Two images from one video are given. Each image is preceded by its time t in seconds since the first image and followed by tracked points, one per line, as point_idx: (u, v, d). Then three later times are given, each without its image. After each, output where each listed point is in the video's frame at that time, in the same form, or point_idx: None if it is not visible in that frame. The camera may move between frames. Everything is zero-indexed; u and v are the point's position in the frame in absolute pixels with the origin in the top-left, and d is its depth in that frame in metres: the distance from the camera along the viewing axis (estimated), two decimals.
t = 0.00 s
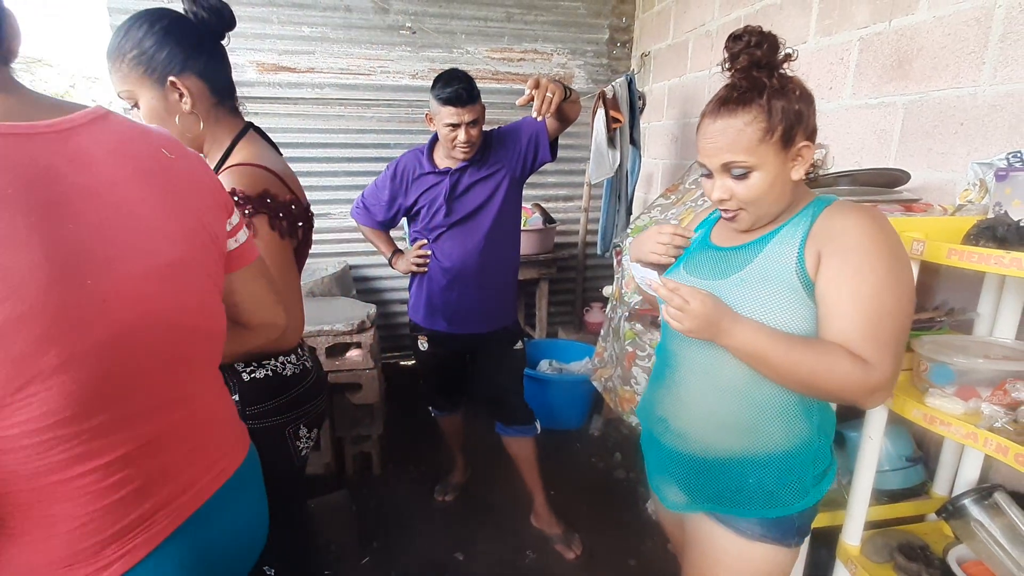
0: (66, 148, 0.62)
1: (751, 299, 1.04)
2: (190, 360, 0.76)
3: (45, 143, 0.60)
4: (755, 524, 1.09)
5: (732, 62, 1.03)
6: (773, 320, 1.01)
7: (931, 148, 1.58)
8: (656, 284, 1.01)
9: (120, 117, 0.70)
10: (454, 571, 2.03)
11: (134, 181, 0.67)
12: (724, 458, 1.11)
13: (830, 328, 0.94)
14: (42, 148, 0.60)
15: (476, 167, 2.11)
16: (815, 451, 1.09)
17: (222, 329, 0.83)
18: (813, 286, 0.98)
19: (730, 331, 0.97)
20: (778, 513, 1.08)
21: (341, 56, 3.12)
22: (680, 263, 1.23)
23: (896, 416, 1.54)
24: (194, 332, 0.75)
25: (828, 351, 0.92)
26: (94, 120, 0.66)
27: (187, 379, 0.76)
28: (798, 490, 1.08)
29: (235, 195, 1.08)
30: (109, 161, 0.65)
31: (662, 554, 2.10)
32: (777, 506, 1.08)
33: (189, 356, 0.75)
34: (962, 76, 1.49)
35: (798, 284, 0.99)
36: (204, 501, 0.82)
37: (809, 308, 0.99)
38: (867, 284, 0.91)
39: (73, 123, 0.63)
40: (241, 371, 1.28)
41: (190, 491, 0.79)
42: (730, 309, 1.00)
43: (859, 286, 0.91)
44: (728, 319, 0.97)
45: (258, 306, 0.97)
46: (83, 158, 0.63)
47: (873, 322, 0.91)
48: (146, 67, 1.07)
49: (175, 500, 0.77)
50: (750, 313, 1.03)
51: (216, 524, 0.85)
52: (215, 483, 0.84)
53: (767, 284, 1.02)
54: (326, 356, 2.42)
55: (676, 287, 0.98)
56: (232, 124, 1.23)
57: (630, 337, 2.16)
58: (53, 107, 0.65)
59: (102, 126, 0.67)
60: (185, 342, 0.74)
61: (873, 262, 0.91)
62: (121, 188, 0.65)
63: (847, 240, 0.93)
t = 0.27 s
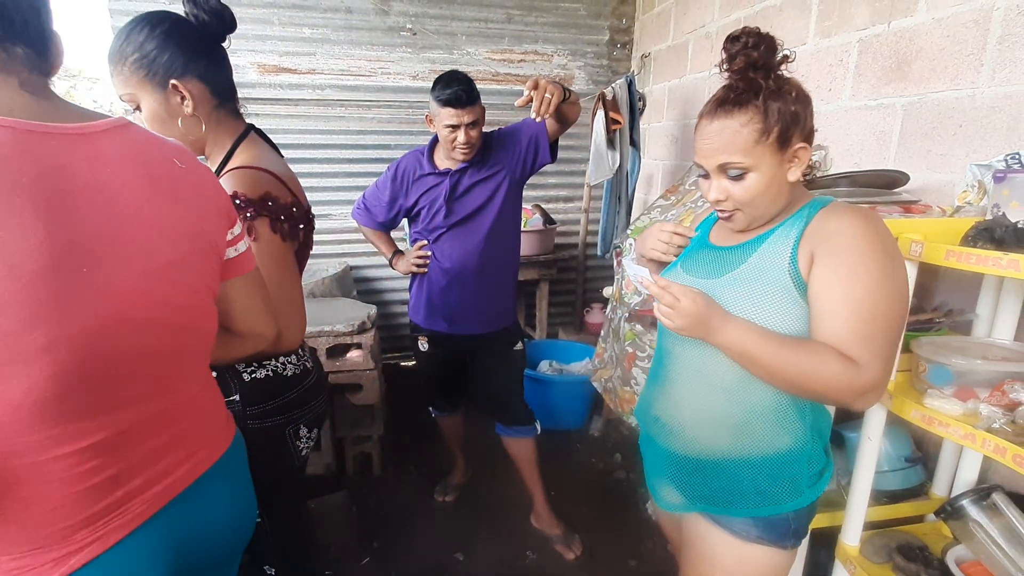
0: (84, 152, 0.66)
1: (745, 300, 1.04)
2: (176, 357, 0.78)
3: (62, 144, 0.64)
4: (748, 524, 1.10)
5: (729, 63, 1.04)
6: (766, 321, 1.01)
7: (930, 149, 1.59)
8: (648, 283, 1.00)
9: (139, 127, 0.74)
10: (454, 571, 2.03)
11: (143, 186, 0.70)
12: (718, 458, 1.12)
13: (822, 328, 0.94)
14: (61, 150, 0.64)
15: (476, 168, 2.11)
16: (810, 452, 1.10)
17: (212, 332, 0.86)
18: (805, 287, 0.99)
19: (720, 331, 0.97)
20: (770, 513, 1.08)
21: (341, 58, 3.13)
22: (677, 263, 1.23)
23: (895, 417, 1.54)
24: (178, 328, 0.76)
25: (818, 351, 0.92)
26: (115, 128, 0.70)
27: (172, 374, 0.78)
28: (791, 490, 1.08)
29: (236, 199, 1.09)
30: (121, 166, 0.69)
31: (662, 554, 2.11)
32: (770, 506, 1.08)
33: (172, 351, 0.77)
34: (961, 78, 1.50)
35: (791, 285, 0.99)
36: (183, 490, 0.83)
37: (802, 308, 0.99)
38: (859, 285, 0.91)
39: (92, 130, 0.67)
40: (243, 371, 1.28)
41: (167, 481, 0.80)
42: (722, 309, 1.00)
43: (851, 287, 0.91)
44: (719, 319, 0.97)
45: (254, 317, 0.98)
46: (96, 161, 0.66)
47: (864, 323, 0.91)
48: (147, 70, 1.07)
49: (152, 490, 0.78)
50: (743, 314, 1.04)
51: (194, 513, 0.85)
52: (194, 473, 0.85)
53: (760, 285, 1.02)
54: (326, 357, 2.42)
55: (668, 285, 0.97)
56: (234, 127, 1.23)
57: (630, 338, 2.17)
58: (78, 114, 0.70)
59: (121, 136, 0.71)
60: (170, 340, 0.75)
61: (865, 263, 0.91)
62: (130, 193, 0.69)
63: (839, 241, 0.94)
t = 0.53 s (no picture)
0: (85, 155, 0.66)
1: (743, 299, 1.04)
2: (166, 358, 0.78)
3: (65, 147, 0.65)
4: (745, 525, 1.10)
5: (730, 60, 1.04)
6: (763, 321, 1.01)
7: (930, 150, 1.59)
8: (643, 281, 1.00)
9: (149, 134, 0.75)
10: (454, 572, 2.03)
11: (144, 191, 0.71)
12: (716, 460, 1.12)
13: (820, 329, 0.94)
14: (63, 152, 0.65)
15: (477, 169, 2.11)
16: (810, 454, 1.09)
17: (208, 336, 0.86)
18: (805, 288, 0.98)
19: (716, 330, 0.97)
20: (768, 515, 1.08)
21: (342, 58, 3.13)
22: (679, 263, 1.24)
23: (896, 417, 1.54)
24: (166, 331, 0.76)
25: (813, 352, 0.92)
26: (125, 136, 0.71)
27: (160, 375, 0.78)
28: (789, 492, 1.08)
29: (241, 202, 1.08)
30: (124, 170, 0.69)
31: (662, 554, 2.11)
32: (767, 507, 1.08)
33: (159, 352, 0.76)
34: (962, 79, 1.50)
35: (790, 286, 0.99)
36: (163, 492, 0.82)
37: (802, 309, 0.99)
38: (857, 286, 0.91)
39: (98, 135, 0.68)
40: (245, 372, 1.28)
41: (149, 482, 0.79)
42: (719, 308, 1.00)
43: (849, 288, 0.91)
44: (716, 319, 0.97)
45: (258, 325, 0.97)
46: (98, 165, 0.67)
47: (862, 324, 0.91)
48: (150, 72, 1.07)
49: (131, 490, 0.77)
50: (741, 313, 1.04)
51: (176, 513, 0.85)
52: (177, 474, 0.84)
53: (759, 285, 1.02)
54: (327, 358, 2.41)
55: (664, 285, 0.97)
56: (236, 128, 1.24)
57: (630, 339, 2.17)
58: (89, 117, 0.71)
59: (128, 143, 0.71)
60: (159, 342, 0.75)
61: (865, 264, 0.91)
62: (130, 197, 0.69)
63: (839, 242, 0.93)
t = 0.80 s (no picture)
0: (63, 160, 0.66)
1: (745, 301, 1.04)
2: (145, 364, 0.77)
3: (43, 152, 0.65)
4: (744, 528, 1.09)
5: (748, 55, 1.04)
6: (764, 323, 1.01)
7: (933, 151, 1.59)
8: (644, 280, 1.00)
9: (139, 137, 0.74)
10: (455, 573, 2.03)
11: (125, 197, 0.70)
12: (715, 462, 1.12)
13: (820, 332, 0.94)
14: (40, 157, 0.65)
15: (479, 170, 2.12)
16: (810, 457, 1.09)
17: (192, 343, 0.85)
18: (807, 290, 0.98)
19: (715, 331, 0.97)
20: (767, 518, 1.08)
21: (344, 60, 3.13)
22: (680, 264, 1.24)
23: (898, 419, 1.54)
24: (138, 340, 0.74)
25: (814, 355, 0.92)
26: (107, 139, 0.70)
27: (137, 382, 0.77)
28: (789, 495, 1.08)
29: (241, 204, 1.08)
30: (105, 175, 0.69)
31: (663, 556, 2.11)
32: (766, 510, 1.08)
33: (132, 361, 0.74)
34: (964, 80, 1.49)
35: (792, 287, 0.99)
36: (137, 498, 0.81)
37: (803, 311, 0.99)
38: (859, 288, 0.91)
39: (80, 139, 0.68)
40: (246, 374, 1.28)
41: (121, 488, 0.78)
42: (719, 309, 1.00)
43: (851, 290, 0.91)
44: (715, 319, 0.97)
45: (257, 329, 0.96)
46: (77, 170, 0.67)
47: (862, 327, 0.91)
48: (153, 73, 1.07)
49: (100, 497, 0.76)
50: (742, 315, 1.04)
51: (153, 520, 0.83)
52: (153, 481, 0.82)
53: (760, 286, 1.02)
54: (328, 359, 2.41)
55: (663, 284, 0.97)
56: (237, 130, 1.24)
57: (631, 340, 2.18)
58: (75, 121, 0.70)
59: (112, 146, 0.70)
60: (139, 347, 0.74)
61: (866, 268, 0.91)
62: (109, 202, 0.68)
63: (840, 244, 0.93)
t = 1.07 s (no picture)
0: (36, 160, 0.64)
1: (748, 301, 1.04)
2: (129, 368, 0.75)
3: (11, 151, 0.63)
4: (746, 530, 1.09)
5: (760, 50, 1.03)
6: (768, 324, 1.01)
7: (936, 151, 1.58)
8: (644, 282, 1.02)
9: (122, 136, 0.72)
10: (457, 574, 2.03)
11: (96, 199, 0.67)
12: (718, 464, 1.11)
13: (824, 333, 0.94)
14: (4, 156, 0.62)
15: (482, 170, 2.12)
16: (813, 459, 1.09)
17: (180, 348, 0.84)
18: (811, 291, 0.98)
19: (717, 332, 0.97)
20: (769, 520, 1.08)
21: (346, 60, 3.13)
22: (681, 264, 1.23)
23: (902, 420, 1.53)
24: (117, 346, 0.72)
25: (819, 356, 0.92)
26: (83, 137, 0.68)
27: (121, 386, 0.75)
28: (791, 497, 1.07)
29: (239, 204, 1.08)
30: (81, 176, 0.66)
31: (665, 558, 2.10)
32: (768, 512, 1.08)
33: (119, 364, 0.73)
34: (968, 80, 1.49)
35: (797, 287, 0.99)
36: (126, 504, 0.79)
37: (807, 312, 0.99)
38: (864, 289, 0.91)
39: (53, 138, 0.65)
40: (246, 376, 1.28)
41: (109, 495, 0.77)
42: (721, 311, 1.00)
43: (856, 291, 0.91)
44: (716, 321, 0.97)
45: (254, 332, 0.95)
46: (48, 170, 0.64)
47: (867, 328, 0.91)
48: (155, 72, 1.07)
49: (86, 504, 0.75)
50: (744, 316, 1.04)
51: (145, 526, 0.82)
52: (144, 486, 0.81)
53: (763, 287, 1.02)
54: (330, 359, 2.41)
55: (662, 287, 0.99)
56: (240, 130, 1.23)
57: (634, 340, 2.18)
58: (52, 119, 0.69)
59: (89, 145, 0.68)
60: (126, 350, 0.73)
61: (871, 269, 0.91)
62: (79, 205, 0.66)
63: (844, 246, 0.93)
